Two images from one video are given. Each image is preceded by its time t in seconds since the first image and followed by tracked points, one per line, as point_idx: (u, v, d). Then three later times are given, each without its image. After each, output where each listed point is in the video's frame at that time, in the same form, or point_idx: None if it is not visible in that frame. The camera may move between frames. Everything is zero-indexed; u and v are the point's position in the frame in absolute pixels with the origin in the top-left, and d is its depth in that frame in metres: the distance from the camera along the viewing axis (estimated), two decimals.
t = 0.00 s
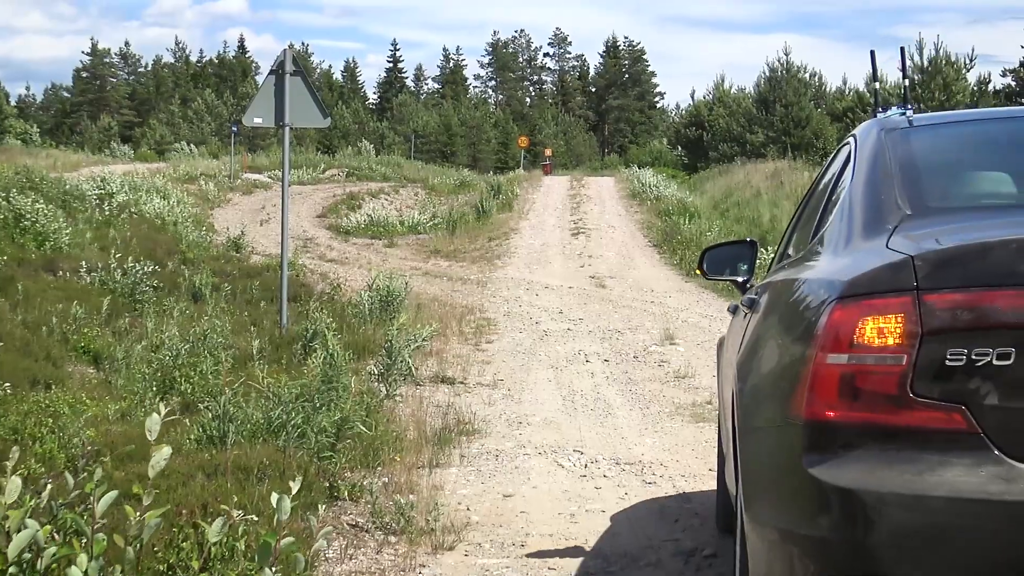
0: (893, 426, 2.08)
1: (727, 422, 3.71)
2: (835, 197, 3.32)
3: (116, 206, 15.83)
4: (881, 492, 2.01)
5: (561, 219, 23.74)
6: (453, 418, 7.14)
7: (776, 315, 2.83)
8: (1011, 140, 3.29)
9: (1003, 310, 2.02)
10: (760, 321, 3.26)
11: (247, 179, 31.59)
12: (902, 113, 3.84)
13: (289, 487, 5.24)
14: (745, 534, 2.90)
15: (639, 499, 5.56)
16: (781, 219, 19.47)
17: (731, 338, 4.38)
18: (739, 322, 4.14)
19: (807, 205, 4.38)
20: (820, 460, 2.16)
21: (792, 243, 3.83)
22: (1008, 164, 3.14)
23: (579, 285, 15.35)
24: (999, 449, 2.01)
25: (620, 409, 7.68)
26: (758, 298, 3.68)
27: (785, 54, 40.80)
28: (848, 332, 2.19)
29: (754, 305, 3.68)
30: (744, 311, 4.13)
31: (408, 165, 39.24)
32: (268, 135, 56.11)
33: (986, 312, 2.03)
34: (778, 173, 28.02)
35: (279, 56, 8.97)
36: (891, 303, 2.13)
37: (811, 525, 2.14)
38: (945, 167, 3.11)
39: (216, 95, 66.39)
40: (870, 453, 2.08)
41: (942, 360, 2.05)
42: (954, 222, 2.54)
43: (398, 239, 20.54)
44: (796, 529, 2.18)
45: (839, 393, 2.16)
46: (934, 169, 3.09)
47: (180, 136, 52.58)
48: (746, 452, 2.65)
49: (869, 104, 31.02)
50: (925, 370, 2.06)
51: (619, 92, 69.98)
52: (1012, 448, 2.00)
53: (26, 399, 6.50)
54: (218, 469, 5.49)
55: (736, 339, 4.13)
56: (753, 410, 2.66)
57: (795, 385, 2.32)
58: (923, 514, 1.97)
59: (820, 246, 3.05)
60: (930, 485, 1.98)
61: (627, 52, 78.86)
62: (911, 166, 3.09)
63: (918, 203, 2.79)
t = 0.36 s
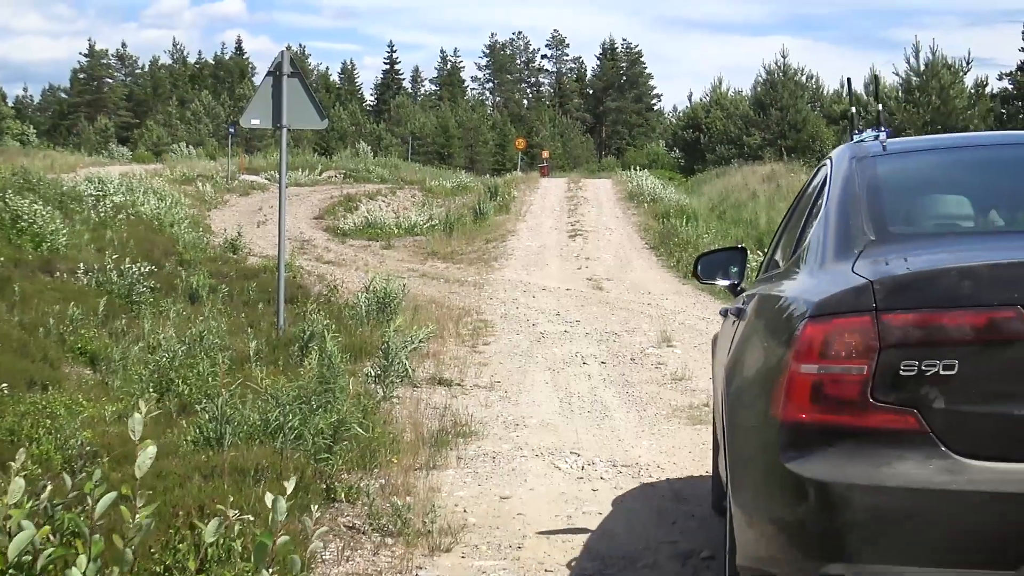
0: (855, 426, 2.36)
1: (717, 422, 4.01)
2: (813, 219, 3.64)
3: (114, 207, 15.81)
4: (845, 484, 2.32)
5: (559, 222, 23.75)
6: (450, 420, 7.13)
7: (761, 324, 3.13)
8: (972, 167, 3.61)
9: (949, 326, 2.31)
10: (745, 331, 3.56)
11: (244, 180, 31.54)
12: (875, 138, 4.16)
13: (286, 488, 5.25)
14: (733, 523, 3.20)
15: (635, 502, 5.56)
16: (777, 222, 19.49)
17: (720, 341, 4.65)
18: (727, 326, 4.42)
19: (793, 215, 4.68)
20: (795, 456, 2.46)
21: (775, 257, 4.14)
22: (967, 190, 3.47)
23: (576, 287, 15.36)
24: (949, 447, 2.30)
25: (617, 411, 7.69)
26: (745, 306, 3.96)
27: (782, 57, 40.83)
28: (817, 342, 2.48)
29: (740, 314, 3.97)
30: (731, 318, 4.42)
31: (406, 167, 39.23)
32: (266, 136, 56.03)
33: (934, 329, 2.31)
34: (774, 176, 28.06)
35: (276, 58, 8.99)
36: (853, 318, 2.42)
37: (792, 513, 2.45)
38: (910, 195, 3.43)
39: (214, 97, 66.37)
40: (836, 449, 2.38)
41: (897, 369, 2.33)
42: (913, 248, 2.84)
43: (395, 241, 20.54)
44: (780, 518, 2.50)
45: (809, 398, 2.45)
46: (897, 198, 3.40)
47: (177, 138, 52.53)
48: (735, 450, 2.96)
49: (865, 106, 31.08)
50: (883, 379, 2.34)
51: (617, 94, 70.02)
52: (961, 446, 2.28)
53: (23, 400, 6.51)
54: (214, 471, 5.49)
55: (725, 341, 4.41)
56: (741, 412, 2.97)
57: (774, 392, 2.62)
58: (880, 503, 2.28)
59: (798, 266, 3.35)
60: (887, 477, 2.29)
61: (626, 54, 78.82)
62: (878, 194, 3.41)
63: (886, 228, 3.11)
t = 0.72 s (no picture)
0: (833, 418, 2.87)
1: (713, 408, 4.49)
2: (800, 238, 4.12)
3: (112, 210, 15.79)
4: (823, 463, 2.83)
5: (557, 224, 23.74)
6: (449, 422, 7.14)
7: (751, 330, 3.62)
8: (941, 189, 4.07)
9: (911, 337, 2.82)
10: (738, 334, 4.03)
11: (242, 182, 31.48)
12: (857, 160, 4.62)
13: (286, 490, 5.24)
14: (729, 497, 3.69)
15: (634, 504, 5.57)
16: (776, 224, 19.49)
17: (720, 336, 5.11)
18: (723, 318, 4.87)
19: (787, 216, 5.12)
20: (782, 441, 2.96)
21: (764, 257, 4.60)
22: (934, 211, 3.92)
23: (574, 289, 15.35)
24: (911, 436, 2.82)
25: (616, 413, 7.68)
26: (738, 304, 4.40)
27: (780, 59, 40.83)
28: (800, 347, 2.99)
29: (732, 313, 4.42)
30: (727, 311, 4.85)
31: (404, 169, 39.21)
32: (264, 139, 56.01)
33: (900, 340, 2.83)
34: (773, 178, 28.03)
35: (275, 60, 9.01)
36: (829, 327, 2.94)
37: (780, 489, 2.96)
38: (882, 216, 3.90)
39: (212, 100, 66.30)
40: (814, 432, 2.89)
41: (866, 369, 2.84)
42: (881, 269, 3.31)
43: (393, 243, 20.53)
44: (770, 493, 3.01)
45: (793, 392, 2.96)
46: (871, 220, 3.86)
47: (175, 140, 52.51)
48: (732, 436, 3.45)
49: (864, 108, 31.08)
50: (857, 379, 2.85)
51: (615, 96, 70.01)
52: (919, 433, 2.80)
53: (22, 402, 6.51)
54: (212, 474, 5.49)
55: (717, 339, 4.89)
56: (735, 404, 3.46)
57: (761, 387, 3.13)
58: (851, 479, 2.79)
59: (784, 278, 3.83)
60: (856, 457, 2.80)
61: (624, 56, 78.74)
62: (854, 219, 3.87)
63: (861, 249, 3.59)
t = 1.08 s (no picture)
0: (812, 406, 3.58)
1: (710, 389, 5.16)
2: (786, 249, 4.72)
3: (112, 210, 15.80)
4: (805, 443, 3.55)
5: (557, 225, 23.76)
6: (449, 422, 7.14)
7: (744, 330, 4.27)
8: (910, 208, 4.66)
9: (878, 341, 3.50)
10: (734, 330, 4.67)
11: (242, 182, 31.49)
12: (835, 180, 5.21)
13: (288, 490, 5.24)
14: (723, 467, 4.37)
15: (634, 505, 5.57)
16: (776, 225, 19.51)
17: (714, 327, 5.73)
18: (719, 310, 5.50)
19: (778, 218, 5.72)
20: (771, 422, 3.67)
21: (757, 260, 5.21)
22: (903, 227, 4.50)
23: (574, 290, 15.37)
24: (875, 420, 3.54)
25: (616, 414, 7.68)
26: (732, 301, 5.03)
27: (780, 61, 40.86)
28: (786, 348, 3.67)
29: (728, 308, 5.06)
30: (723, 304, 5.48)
31: (404, 169, 39.24)
32: (264, 139, 56.04)
33: (867, 343, 3.51)
34: (773, 179, 28.05)
35: (276, 60, 9.00)
36: (811, 333, 3.61)
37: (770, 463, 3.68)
38: (857, 233, 4.49)
39: (211, 100, 66.27)
40: (797, 418, 3.61)
41: (838, 367, 3.54)
42: (854, 281, 3.95)
43: (393, 243, 20.55)
44: (761, 465, 3.73)
45: (781, 385, 3.66)
46: (846, 234, 4.46)
47: (176, 139, 52.55)
48: (729, 419, 4.13)
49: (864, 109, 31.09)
50: (833, 376, 3.55)
51: (615, 97, 70.04)
52: (882, 419, 3.51)
53: (22, 402, 6.51)
54: (212, 474, 5.49)
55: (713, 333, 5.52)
56: (732, 393, 4.14)
57: (754, 378, 3.83)
58: (827, 457, 3.52)
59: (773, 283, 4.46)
60: (831, 438, 3.52)
61: (625, 56, 78.71)
62: (832, 233, 4.47)
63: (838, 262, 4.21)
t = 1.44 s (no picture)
0: (792, 383, 4.34)
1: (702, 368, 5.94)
2: (767, 249, 5.41)
3: (113, 209, 15.80)
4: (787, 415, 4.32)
5: (558, 224, 23.75)
6: (450, 421, 7.14)
7: (733, 319, 5.01)
8: (873, 213, 5.33)
9: (846, 332, 4.26)
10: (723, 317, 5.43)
11: (243, 181, 31.49)
12: (808, 186, 5.89)
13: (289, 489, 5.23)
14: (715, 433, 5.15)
15: (635, 503, 5.57)
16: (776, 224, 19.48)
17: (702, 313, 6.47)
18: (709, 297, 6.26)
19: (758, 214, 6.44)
20: (758, 397, 4.44)
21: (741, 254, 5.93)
22: (866, 230, 5.18)
23: (575, 289, 15.37)
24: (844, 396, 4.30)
25: (617, 413, 7.67)
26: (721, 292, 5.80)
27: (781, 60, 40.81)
28: (769, 336, 4.43)
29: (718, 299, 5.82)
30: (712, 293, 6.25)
31: (405, 168, 39.22)
32: (265, 138, 56.03)
33: (835, 332, 4.27)
34: (774, 178, 28.02)
35: (276, 59, 9.00)
36: (791, 324, 4.37)
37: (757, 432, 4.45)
38: (828, 235, 5.16)
39: (212, 99, 66.25)
40: (779, 394, 4.37)
41: (814, 353, 4.30)
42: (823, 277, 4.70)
43: (394, 243, 20.55)
44: (749, 433, 4.50)
45: (766, 367, 4.42)
46: (819, 236, 5.13)
47: (176, 139, 52.57)
48: (720, 395, 4.90)
49: (865, 108, 31.05)
50: (809, 360, 4.30)
51: (616, 96, 70.00)
52: (851, 396, 4.26)
53: (22, 401, 6.50)
54: (213, 473, 5.49)
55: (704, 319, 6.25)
56: (723, 373, 4.90)
57: (742, 361, 4.58)
58: (806, 426, 4.28)
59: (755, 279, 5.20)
60: (808, 411, 4.28)
61: (626, 55, 78.63)
62: (806, 235, 5.15)
63: (812, 261, 4.91)
